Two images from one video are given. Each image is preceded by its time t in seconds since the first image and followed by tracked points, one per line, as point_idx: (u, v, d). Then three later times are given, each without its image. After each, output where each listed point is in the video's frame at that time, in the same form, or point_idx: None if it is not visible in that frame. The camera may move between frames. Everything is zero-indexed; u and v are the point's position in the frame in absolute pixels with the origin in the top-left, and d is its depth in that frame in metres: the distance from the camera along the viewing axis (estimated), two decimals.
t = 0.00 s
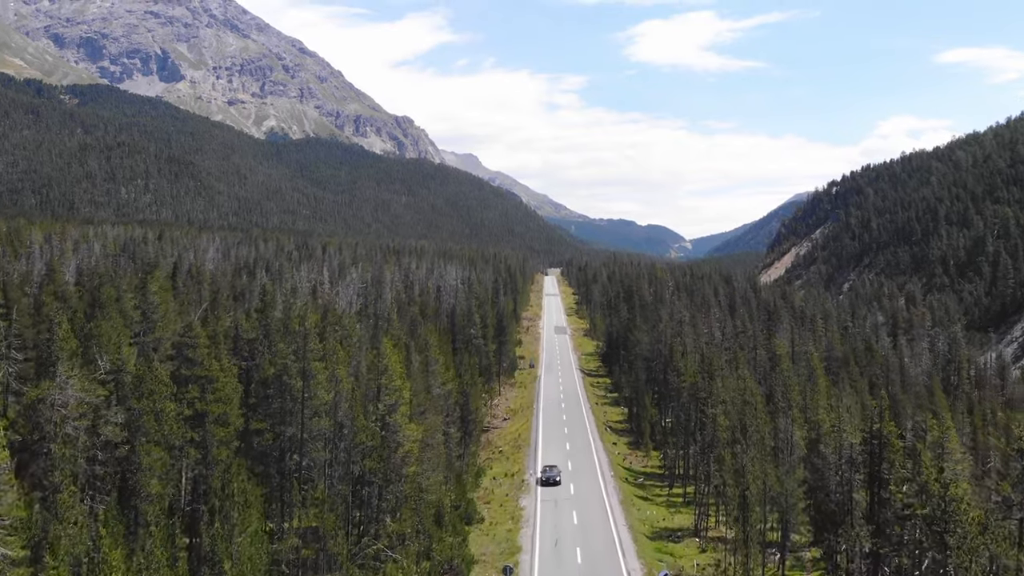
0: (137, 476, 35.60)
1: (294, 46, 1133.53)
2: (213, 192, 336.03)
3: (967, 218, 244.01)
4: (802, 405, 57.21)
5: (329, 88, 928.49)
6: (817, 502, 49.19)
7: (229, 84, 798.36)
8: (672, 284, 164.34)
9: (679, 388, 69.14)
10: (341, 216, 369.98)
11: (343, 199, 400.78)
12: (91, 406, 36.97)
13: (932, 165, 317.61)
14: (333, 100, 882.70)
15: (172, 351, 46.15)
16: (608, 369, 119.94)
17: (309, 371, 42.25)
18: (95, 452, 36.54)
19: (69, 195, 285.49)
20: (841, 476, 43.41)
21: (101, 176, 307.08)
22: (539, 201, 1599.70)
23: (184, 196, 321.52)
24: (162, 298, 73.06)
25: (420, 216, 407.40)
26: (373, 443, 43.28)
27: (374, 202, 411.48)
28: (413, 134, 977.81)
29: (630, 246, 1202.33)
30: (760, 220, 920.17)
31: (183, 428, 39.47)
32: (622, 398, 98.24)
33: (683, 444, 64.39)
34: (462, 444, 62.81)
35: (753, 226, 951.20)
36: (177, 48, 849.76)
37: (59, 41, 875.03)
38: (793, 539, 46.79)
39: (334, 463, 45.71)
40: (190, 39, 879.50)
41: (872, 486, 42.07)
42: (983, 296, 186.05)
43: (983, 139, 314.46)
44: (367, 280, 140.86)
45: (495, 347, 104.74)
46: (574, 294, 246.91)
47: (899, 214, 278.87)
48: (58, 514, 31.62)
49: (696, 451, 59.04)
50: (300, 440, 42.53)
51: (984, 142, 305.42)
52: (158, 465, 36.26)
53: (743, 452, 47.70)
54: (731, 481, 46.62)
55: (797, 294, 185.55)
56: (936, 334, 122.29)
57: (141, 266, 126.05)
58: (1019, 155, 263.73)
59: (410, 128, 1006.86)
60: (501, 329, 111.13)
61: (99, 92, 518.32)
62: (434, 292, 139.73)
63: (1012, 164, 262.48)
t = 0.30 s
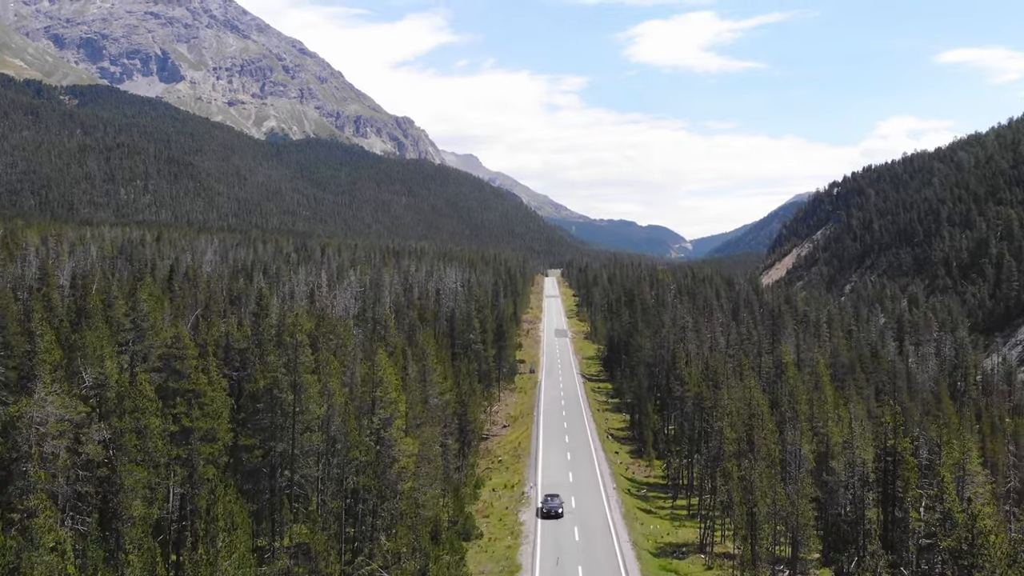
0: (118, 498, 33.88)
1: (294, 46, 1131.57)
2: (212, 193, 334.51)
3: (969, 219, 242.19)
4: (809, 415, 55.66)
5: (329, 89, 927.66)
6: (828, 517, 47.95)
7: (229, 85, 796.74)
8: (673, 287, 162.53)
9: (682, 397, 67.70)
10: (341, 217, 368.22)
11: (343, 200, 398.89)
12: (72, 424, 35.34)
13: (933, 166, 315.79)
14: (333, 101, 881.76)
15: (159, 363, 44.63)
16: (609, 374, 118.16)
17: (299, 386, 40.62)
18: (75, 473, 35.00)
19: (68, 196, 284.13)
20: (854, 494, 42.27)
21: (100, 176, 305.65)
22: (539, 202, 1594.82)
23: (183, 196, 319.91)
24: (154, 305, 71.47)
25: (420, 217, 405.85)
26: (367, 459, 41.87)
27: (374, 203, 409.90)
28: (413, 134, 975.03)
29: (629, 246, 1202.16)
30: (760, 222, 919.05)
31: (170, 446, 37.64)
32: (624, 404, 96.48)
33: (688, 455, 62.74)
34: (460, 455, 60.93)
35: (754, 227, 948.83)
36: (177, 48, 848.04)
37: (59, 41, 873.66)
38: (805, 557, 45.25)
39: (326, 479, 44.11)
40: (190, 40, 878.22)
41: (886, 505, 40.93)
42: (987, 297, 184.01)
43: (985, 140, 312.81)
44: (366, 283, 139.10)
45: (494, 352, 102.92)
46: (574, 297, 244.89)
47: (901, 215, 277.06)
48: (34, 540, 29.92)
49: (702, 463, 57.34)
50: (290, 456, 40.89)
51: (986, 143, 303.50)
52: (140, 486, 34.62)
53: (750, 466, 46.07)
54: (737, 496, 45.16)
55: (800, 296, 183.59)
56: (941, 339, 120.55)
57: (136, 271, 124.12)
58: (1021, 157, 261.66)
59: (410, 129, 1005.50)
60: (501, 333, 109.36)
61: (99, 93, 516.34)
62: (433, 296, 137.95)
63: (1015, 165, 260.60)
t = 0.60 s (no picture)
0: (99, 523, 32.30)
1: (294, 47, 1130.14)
2: (212, 193, 333.09)
3: (972, 220, 240.24)
4: (818, 426, 53.93)
5: (330, 89, 926.70)
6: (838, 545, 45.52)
7: (229, 85, 795.22)
8: (674, 289, 160.91)
9: (687, 407, 66.11)
10: (341, 217, 366.59)
11: (343, 201, 396.67)
12: (52, 443, 33.72)
13: (936, 167, 313.87)
14: (334, 101, 880.88)
15: (146, 375, 42.96)
16: (610, 379, 116.40)
17: (289, 400, 38.88)
18: (55, 493, 33.53)
19: (67, 197, 282.77)
20: (866, 514, 41.11)
21: (100, 177, 304.32)
22: (540, 202, 1592.91)
23: (183, 197, 318.29)
24: (145, 314, 69.45)
25: (421, 217, 404.55)
26: (360, 475, 40.09)
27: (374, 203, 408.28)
28: (413, 135, 973.68)
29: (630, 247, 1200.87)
30: (761, 222, 918.33)
31: (154, 465, 36.00)
32: (626, 410, 94.85)
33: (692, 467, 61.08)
34: (458, 467, 59.22)
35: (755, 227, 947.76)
36: (177, 48, 845.86)
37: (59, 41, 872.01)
38: None
39: (318, 496, 42.51)
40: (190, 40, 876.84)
41: (900, 524, 39.17)
42: (991, 299, 181.85)
43: (988, 141, 310.88)
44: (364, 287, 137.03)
45: (494, 358, 101.07)
46: (575, 298, 242.93)
47: (904, 215, 275.22)
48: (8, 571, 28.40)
49: (707, 476, 55.56)
50: (281, 472, 39.46)
51: (988, 144, 301.63)
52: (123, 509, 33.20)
53: (757, 482, 44.40)
54: (745, 514, 43.56)
55: (802, 298, 181.71)
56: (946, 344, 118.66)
57: (132, 275, 122.34)
58: None
59: (411, 129, 1004.65)
60: (501, 338, 107.55)
61: (99, 94, 514.68)
62: (432, 299, 136.19)
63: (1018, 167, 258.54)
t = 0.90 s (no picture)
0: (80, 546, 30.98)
1: (294, 47, 1128.12)
2: (212, 194, 331.49)
3: (975, 222, 238.23)
4: (827, 437, 52.44)
5: (330, 90, 925.17)
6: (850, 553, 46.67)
7: (229, 86, 793.32)
8: (675, 292, 159.14)
9: (692, 416, 64.53)
10: (341, 218, 365.12)
11: (343, 201, 395.20)
12: (30, 462, 32.00)
13: (937, 167, 311.84)
14: (334, 101, 879.30)
15: (131, 387, 41.21)
16: (612, 384, 114.82)
17: (280, 415, 37.19)
18: (34, 515, 31.97)
19: (66, 198, 281.25)
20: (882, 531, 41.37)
21: (99, 178, 302.87)
22: (540, 202, 1591.05)
23: (182, 198, 316.61)
24: (137, 320, 67.64)
25: (420, 218, 402.97)
26: (355, 492, 38.87)
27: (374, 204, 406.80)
28: (413, 135, 972.03)
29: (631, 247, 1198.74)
30: (762, 222, 916.62)
31: (137, 483, 34.48)
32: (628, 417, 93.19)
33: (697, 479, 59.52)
34: (456, 479, 57.52)
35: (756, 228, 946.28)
36: (177, 48, 844.38)
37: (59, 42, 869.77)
38: None
39: (311, 512, 41.09)
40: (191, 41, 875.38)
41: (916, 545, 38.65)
42: (995, 302, 179.98)
43: (990, 141, 308.81)
44: (362, 290, 135.34)
45: (493, 363, 99.31)
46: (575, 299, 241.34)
47: (906, 217, 273.39)
48: None
49: (713, 489, 53.97)
50: (271, 490, 37.84)
51: (991, 144, 299.38)
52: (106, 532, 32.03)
53: (767, 499, 42.75)
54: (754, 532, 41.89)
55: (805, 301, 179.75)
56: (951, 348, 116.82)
57: (127, 279, 120.52)
58: None
59: (410, 129, 1003.11)
60: (500, 342, 105.80)
61: (99, 95, 513.14)
62: (431, 302, 134.47)
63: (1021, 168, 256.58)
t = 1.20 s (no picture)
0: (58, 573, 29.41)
1: (294, 47, 1126.38)
2: (212, 195, 330.01)
3: (978, 223, 236.43)
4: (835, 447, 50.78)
5: (330, 90, 923.54)
6: (863, 569, 47.60)
7: (229, 86, 791.36)
8: (676, 294, 157.68)
9: (697, 425, 63.10)
10: (342, 219, 363.68)
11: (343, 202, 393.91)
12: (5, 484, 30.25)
13: (939, 168, 310.18)
14: (334, 102, 877.87)
15: (115, 400, 39.61)
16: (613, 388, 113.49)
17: (269, 430, 35.54)
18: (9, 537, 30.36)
19: (65, 199, 279.76)
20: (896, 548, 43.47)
21: (98, 179, 301.32)
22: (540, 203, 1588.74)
23: (182, 198, 315.19)
24: (128, 328, 65.92)
25: (421, 219, 401.42)
26: (348, 511, 37.72)
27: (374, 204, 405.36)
28: (413, 135, 970.63)
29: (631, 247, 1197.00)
30: (763, 222, 914.49)
31: (119, 502, 32.85)
32: (630, 422, 91.65)
33: (702, 490, 58.11)
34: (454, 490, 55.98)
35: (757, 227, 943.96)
36: (178, 49, 842.27)
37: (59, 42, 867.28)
38: None
39: (304, 529, 39.63)
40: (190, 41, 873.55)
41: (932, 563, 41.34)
42: (999, 305, 178.05)
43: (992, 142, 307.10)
44: (360, 293, 133.85)
45: (493, 368, 97.75)
46: (575, 301, 239.89)
47: (908, 218, 271.95)
48: None
49: (720, 501, 52.48)
50: (259, 508, 36.23)
51: (993, 145, 297.44)
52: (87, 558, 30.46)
53: (778, 516, 41.27)
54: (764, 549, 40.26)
55: (806, 303, 178.12)
56: (956, 352, 114.96)
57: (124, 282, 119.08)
58: None
59: (411, 129, 1001.32)
60: (500, 347, 104.21)
61: (98, 96, 511.58)
62: (430, 305, 133.02)
63: None
